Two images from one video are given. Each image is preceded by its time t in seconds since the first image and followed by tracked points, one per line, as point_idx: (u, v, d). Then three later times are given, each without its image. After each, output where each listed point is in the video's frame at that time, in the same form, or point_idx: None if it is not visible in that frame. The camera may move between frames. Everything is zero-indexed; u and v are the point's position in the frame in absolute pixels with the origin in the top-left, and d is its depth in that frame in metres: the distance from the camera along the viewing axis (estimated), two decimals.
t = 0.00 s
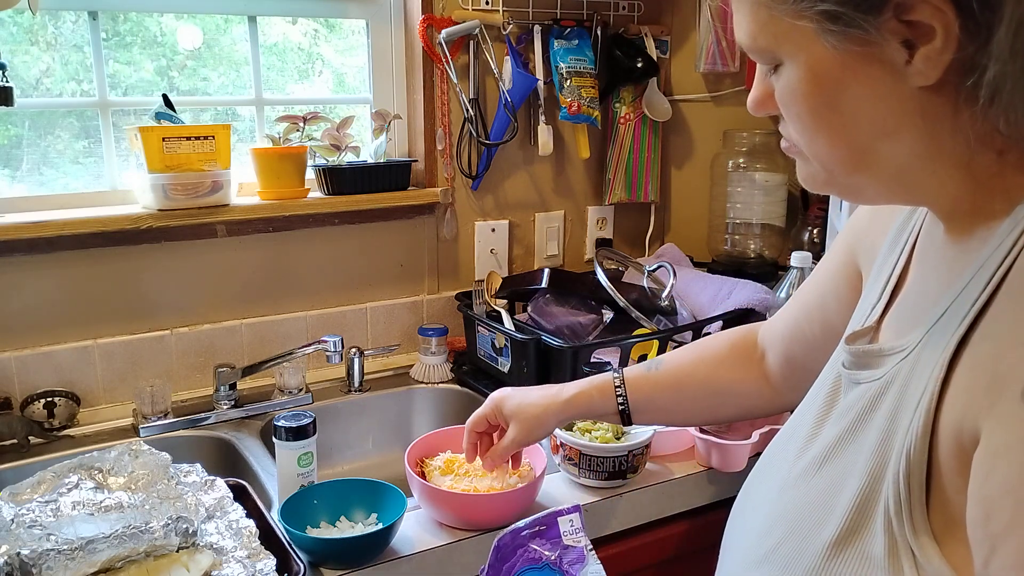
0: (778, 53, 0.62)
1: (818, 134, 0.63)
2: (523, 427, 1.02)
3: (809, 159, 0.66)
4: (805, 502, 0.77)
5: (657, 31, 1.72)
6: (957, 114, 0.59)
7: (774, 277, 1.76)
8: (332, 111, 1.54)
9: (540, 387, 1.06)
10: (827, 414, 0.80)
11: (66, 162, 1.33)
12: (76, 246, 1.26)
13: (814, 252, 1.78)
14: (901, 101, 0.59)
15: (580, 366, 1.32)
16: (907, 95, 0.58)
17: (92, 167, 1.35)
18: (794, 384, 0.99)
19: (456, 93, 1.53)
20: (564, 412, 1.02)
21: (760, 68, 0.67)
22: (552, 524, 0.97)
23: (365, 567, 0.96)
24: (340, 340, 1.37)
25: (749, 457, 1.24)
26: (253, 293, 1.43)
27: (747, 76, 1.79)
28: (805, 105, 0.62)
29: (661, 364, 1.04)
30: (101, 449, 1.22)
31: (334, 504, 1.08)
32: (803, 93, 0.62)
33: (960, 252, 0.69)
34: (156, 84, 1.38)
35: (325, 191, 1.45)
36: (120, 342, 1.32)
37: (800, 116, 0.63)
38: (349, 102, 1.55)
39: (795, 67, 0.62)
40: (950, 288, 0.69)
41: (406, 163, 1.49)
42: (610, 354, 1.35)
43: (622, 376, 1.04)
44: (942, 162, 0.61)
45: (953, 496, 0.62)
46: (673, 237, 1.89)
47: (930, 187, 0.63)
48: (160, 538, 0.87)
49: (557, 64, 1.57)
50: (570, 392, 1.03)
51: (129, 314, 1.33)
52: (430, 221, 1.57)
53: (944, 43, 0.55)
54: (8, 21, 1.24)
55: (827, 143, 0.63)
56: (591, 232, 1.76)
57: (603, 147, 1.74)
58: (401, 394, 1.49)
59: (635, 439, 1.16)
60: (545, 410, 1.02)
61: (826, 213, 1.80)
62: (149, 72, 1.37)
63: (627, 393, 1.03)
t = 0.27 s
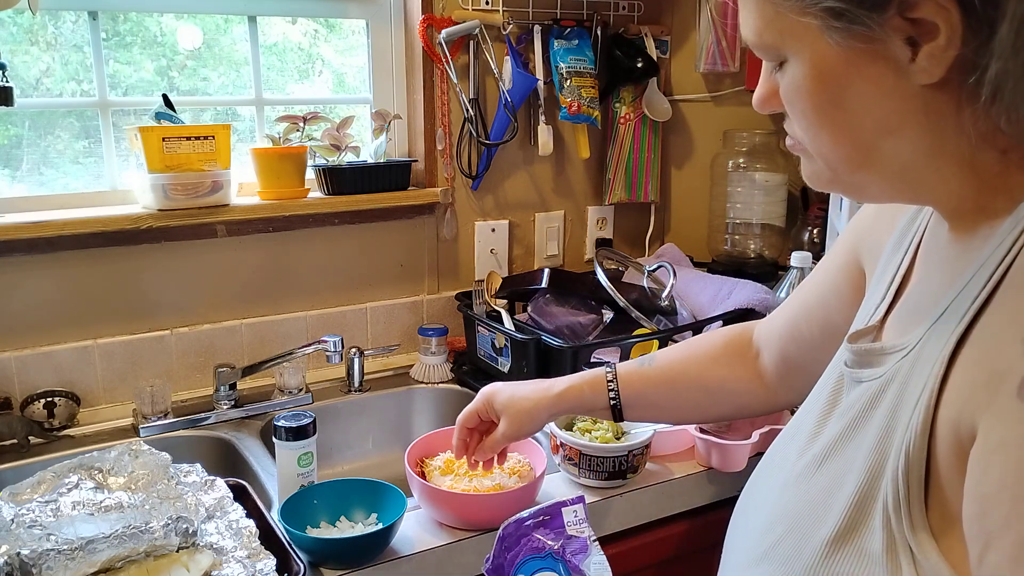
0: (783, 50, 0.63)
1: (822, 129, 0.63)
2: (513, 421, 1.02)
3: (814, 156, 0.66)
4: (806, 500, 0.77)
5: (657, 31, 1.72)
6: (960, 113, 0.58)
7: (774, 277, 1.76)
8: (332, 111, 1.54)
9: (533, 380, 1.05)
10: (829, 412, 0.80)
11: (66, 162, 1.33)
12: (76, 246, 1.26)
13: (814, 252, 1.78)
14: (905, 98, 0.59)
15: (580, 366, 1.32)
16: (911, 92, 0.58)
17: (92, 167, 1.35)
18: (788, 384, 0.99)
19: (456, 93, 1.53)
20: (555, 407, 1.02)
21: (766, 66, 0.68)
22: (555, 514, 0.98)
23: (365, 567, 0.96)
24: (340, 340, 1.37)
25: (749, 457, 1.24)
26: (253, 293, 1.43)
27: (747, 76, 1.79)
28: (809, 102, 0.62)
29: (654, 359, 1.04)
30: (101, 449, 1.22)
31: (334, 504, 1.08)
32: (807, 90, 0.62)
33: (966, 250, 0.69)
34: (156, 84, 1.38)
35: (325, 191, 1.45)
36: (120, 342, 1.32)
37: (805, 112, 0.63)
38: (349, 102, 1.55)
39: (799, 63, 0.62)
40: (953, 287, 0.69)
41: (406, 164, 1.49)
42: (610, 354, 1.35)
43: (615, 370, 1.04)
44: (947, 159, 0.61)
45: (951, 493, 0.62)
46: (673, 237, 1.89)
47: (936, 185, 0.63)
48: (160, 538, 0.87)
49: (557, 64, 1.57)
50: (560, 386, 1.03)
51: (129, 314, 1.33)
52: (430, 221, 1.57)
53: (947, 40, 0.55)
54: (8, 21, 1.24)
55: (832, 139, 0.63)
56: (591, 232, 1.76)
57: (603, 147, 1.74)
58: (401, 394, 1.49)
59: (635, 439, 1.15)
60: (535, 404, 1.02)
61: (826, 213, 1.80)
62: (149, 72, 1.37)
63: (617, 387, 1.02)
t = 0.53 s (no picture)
0: (774, 33, 0.65)
1: (807, 108, 0.65)
2: (504, 431, 1.02)
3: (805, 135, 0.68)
4: (809, 501, 0.78)
5: (657, 31, 1.72)
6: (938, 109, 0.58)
7: (774, 277, 1.77)
8: (332, 111, 1.54)
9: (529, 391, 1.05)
10: (831, 413, 0.80)
11: (66, 162, 1.33)
12: (76, 246, 1.26)
13: (814, 252, 1.78)
14: (875, 88, 0.60)
15: (580, 366, 1.32)
16: (884, 83, 0.59)
17: (92, 167, 1.35)
18: (781, 392, 0.99)
19: (456, 93, 1.53)
20: (549, 421, 1.02)
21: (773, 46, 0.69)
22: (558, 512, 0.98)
23: (365, 567, 0.96)
24: (340, 340, 1.37)
25: (749, 457, 1.24)
26: (253, 293, 1.43)
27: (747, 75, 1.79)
28: (795, 92, 0.65)
29: (645, 373, 1.04)
30: (101, 449, 1.22)
31: (334, 504, 1.08)
32: (792, 78, 0.64)
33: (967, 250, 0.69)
34: (157, 84, 1.38)
35: (325, 191, 1.45)
36: (120, 342, 1.32)
37: (791, 92, 0.65)
38: (349, 102, 1.55)
39: (784, 52, 0.64)
40: (955, 288, 0.69)
41: (406, 163, 1.49)
42: (610, 354, 1.35)
43: (606, 385, 1.03)
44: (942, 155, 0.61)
45: (955, 496, 0.62)
46: (673, 237, 1.89)
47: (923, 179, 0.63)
48: (160, 538, 0.87)
49: (557, 64, 1.57)
50: (555, 400, 1.03)
51: (129, 314, 1.33)
52: (430, 221, 1.57)
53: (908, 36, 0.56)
54: (8, 21, 1.24)
55: (815, 119, 0.65)
56: (591, 232, 1.76)
57: (603, 147, 1.74)
58: (401, 394, 1.49)
59: (635, 439, 1.16)
60: (529, 417, 1.02)
61: (826, 213, 1.80)
62: (149, 72, 1.37)
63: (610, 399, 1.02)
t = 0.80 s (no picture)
0: (780, 22, 0.68)
1: (805, 94, 0.67)
2: (509, 438, 1.02)
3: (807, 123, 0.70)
4: (810, 499, 0.78)
5: (657, 32, 1.72)
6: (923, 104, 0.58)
7: (774, 277, 1.77)
8: (332, 111, 1.54)
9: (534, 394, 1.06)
10: (835, 412, 0.80)
11: (66, 162, 1.33)
12: (76, 246, 1.26)
13: (814, 252, 1.78)
14: (869, 78, 0.62)
15: (580, 365, 1.32)
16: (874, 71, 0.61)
17: (92, 167, 1.35)
18: (787, 396, 0.99)
19: (456, 93, 1.53)
20: (552, 425, 1.02)
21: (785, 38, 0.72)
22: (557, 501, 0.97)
23: (365, 567, 0.96)
24: (340, 340, 1.37)
25: (749, 457, 1.24)
26: (253, 293, 1.43)
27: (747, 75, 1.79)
28: (797, 83, 0.67)
29: (652, 377, 1.04)
30: (101, 449, 1.22)
31: (334, 504, 1.08)
32: (794, 69, 0.67)
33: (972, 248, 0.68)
34: (157, 84, 1.38)
35: (325, 191, 1.44)
36: (120, 342, 1.32)
37: (791, 80, 0.68)
38: (349, 102, 1.55)
39: (786, 43, 0.67)
40: (958, 287, 0.68)
41: (406, 164, 1.49)
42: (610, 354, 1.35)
43: (612, 389, 1.03)
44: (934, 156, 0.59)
45: (955, 498, 0.61)
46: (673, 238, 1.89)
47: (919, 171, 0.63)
48: (160, 538, 0.87)
49: (557, 64, 1.57)
50: (559, 405, 1.03)
51: (129, 314, 1.33)
52: (430, 221, 1.57)
53: (891, 27, 0.57)
54: (8, 21, 1.24)
55: (814, 104, 0.67)
56: (591, 232, 1.76)
57: (603, 147, 1.74)
58: (401, 394, 1.49)
59: (635, 439, 1.16)
60: (532, 420, 1.02)
61: (826, 213, 1.79)
62: (149, 72, 1.37)
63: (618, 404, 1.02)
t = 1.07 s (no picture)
0: (787, 18, 0.68)
1: (811, 88, 0.67)
2: (530, 410, 0.97)
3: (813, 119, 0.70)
4: (809, 495, 0.78)
5: (657, 32, 1.72)
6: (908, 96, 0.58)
7: (774, 277, 1.77)
8: (332, 111, 1.54)
9: (546, 373, 1.02)
10: (838, 409, 0.80)
11: (66, 162, 1.33)
12: (76, 246, 1.26)
13: (814, 252, 1.78)
14: (871, 73, 0.62)
15: (580, 365, 1.32)
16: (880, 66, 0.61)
17: (92, 167, 1.35)
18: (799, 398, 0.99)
19: (456, 93, 1.53)
20: (577, 396, 0.99)
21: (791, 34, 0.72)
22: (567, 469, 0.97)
23: (366, 567, 0.96)
24: (340, 340, 1.37)
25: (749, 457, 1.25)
26: (253, 293, 1.43)
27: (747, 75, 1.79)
28: (801, 77, 0.67)
29: (680, 364, 1.04)
30: (101, 449, 1.22)
31: (334, 504, 1.08)
32: (800, 65, 0.67)
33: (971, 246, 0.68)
34: (157, 84, 1.38)
35: (325, 191, 1.44)
36: (120, 342, 1.32)
37: (796, 75, 0.68)
38: (349, 102, 1.55)
39: (792, 38, 0.67)
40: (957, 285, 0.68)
41: (406, 163, 1.49)
42: (611, 354, 1.36)
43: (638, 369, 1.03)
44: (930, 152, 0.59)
45: (949, 491, 0.61)
46: (673, 237, 1.89)
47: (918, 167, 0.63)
48: (160, 538, 0.87)
49: (557, 64, 1.57)
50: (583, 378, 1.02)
51: (129, 314, 1.33)
52: (430, 221, 1.57)
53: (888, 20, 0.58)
54: (9, 21, 1.24)
55: (820, 98, 0.67)
56: (591, 232, 1.76)
57: (603, 146, 1.74)
58: (401, 394, 1.49)
59: (635, 439, 1.16)
60: (557, 392, 0.98)
61: (826, 213, 1.79)
62: (150, 72, 1.37)
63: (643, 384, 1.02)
